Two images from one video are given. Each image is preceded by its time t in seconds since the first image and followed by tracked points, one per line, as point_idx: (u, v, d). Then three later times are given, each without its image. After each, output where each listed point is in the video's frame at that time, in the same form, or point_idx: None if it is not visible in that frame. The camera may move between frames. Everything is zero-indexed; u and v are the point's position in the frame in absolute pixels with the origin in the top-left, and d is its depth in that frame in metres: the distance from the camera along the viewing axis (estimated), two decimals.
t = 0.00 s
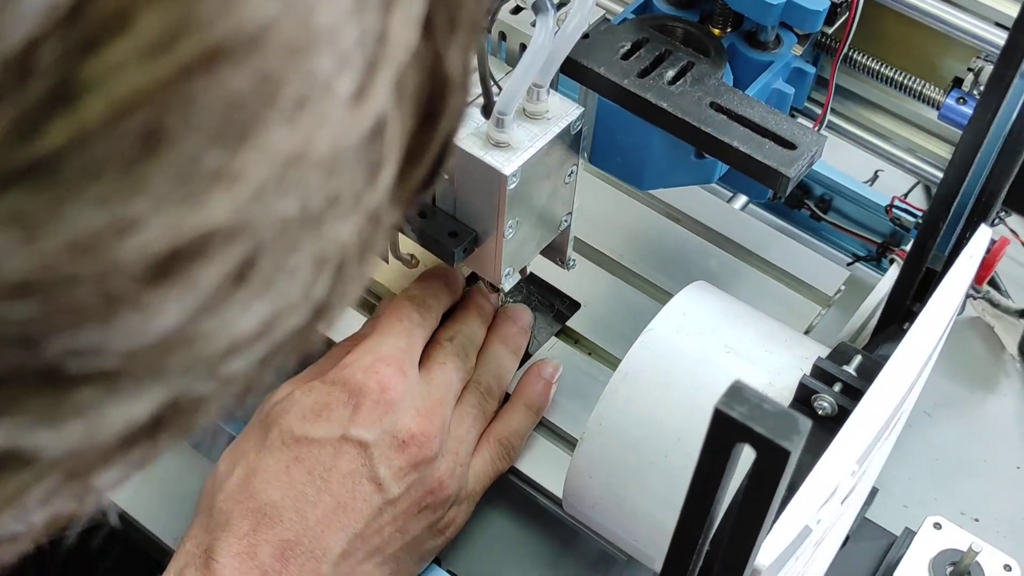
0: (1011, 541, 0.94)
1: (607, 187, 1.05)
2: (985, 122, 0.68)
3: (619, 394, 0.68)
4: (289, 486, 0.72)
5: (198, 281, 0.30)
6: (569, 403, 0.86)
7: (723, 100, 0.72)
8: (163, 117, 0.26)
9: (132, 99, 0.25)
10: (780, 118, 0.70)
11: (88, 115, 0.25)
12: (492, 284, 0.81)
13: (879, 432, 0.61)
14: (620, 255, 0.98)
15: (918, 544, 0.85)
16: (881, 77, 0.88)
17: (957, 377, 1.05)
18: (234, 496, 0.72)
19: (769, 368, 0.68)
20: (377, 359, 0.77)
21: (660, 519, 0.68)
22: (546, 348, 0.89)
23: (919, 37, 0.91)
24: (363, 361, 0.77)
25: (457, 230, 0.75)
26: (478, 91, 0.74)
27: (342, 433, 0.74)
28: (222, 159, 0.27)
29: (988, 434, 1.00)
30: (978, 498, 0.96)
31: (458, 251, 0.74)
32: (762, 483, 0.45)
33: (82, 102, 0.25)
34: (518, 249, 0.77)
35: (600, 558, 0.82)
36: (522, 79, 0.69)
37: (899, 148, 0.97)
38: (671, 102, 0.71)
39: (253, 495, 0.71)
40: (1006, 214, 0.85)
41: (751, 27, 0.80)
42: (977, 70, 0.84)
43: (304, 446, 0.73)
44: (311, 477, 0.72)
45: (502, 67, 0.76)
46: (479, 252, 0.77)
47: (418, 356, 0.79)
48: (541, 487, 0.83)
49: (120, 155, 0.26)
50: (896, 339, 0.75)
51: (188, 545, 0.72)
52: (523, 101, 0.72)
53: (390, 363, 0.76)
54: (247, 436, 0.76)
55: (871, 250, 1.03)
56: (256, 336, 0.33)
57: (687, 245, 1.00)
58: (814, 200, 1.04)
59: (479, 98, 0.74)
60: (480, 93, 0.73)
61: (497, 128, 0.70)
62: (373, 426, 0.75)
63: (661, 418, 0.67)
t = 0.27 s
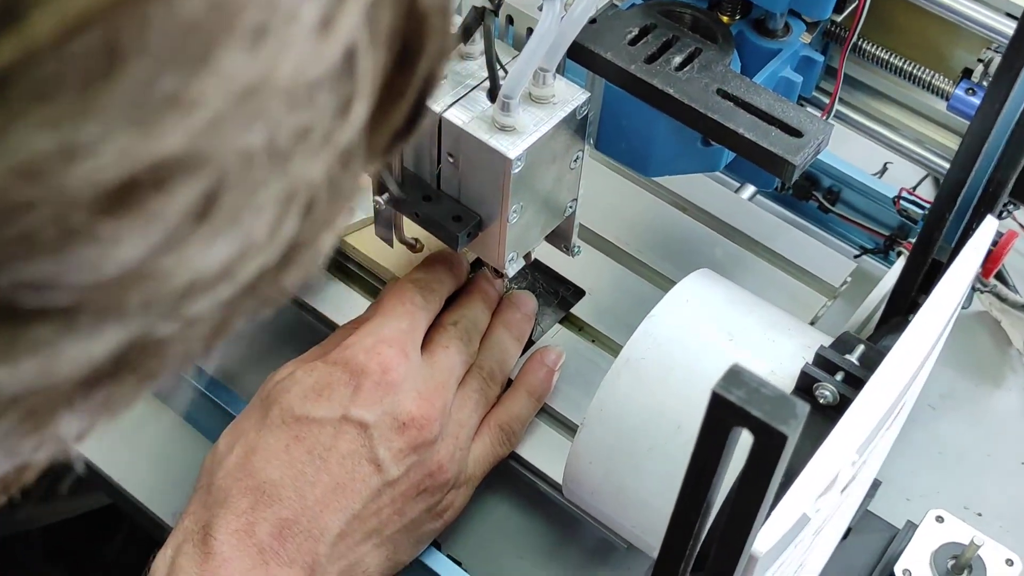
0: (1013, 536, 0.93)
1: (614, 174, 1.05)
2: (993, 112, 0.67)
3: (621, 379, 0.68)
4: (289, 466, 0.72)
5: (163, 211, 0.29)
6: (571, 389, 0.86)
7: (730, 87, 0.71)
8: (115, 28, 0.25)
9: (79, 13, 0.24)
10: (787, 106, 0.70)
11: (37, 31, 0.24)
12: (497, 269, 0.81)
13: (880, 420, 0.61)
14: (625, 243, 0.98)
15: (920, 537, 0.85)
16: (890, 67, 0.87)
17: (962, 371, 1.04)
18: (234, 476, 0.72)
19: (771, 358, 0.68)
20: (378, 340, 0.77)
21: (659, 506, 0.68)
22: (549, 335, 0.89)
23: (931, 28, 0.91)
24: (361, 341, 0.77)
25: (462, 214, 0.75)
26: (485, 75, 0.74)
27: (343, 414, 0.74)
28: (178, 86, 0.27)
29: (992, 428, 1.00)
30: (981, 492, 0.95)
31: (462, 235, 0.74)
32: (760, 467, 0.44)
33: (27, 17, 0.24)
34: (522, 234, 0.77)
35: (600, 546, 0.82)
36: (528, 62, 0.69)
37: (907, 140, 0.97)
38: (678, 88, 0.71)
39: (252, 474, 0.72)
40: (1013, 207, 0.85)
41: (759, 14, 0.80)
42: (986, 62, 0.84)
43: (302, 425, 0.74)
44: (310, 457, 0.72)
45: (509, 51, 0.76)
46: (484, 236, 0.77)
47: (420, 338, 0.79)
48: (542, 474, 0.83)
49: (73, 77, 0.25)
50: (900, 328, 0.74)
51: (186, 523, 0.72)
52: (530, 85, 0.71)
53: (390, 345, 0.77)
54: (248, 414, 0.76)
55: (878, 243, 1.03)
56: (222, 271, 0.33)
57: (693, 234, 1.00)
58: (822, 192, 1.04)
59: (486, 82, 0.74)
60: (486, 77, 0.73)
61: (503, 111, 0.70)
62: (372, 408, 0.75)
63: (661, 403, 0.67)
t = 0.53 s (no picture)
0: None
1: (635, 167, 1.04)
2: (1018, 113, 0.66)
3: (633, 372, 0.68)
4: (298, 451, 0.72)
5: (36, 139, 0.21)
6: (584, 382, 0.85)
7: (753, 82, 0.71)
8: None
9: None
10: (809, 102, 0.69)
11: None
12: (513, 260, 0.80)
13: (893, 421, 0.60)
14: (643, 236, 0.98)
15: (931, 540, 0.84)
16: (915, 66, 0.87)
17: (981, 374, 1.03)
18: (244, 458, 0.73)
19: (785, 356, 0.67)
20: (390, 326, 0.77)
21: (667, 501, 0.68)
22: (564, 328, 0.89)
23: (957, 27, 0.90)
24: (373, 327, 0.77)
25: (479, 203, 0.75)
26: (506, 64, 0.74)
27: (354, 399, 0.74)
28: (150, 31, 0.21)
29: (1010, 433, 0.99)
30: (996, 497, 0.94)
31: (478, 224, 0.74)
32: (767, 464, 0.44)
33: None
34: (539, 225, 0.77)
35: (609, 539, 0.82)
36: (548, 52, 0.68)
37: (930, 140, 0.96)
38: (699, 81, 0.70)
39: (262, 456, 0.72)
40: None
41: (785, 8, 0.79)
42: (1013, 62, 0.83)
43: (313, 409, 0.74)
44: (320, 441, 0.73)
45: (532, 41, 0.75)
46: (500, 226, 0.77)
47: (432, 326, 0.78)
48: (550, 465, 0.83)
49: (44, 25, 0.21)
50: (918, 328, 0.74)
51: (197, 502, 0.73)
52: (550, 75, 0.71)
53: (402, 332, 0.77)
54: (261, 396, 0.77)
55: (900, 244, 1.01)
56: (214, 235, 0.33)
57: (711, 229, 0.99)
58: (843, 190, 1.03)
59: (507, 71, 0.74)
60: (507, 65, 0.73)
61: (522, 101, 0.69)
62: (383, 394, 0.75)
63: (672, 397, 0.66)
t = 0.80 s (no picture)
0: None
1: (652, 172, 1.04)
2: None
3: (641, 379, 0.67)
4: (304, 448, 0.73)
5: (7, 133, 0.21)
6: (594, 386, 0.85)
7: (770, 90, 0.70)
8: None
9: None
10: (826, 111, 0.69)
11: None
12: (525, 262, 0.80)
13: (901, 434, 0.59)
14: (658, 242, 0.97)
15: (939, 555, 0.84)
16: (936, 77, 0.86)
17: (996, 389, 1.02)
18: (251, 453, 0.73)
19: (795, 367, 0.67)
20: (400, 326, 0.77)
21: (672, 509, 0.67)
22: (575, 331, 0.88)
23: (979, 39, 0.90)
24: (384, 326, 0.77)
25: (492, 205, 0.75)
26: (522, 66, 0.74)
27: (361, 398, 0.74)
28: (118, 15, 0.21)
29: None
30: (1008, 512, 0.94)
31: (490, 225, 0.73)
32: (768, 478, 0.44)
33: None
34: (552, 228, 0.76)
35: (615, 544, 0.82)
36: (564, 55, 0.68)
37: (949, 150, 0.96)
38: (716, 88, 0.70)
39: (268, 451, 0.73)
40: None
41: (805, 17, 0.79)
42: None
43: (320, 406, 0.74)
44: (327, 438, 0.73)
45: (549, 44, 0.75)
46: (513, 228, 0.76)
47: (443, 326, 0.78)
48: (559, 470, 0.82)
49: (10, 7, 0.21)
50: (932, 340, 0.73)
51: (202, 496, 0.73)
52: (566, 78, 0.71)
53: (412, 332, 0.77)
54: (269, 392, 0.77)
55: (918, 254, 1.00)
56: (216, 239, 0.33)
57: (726, 235, 0.99)
58: (862, 199, 1.01)
59: (523, 73, 0.73)
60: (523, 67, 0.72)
61: (537, 103, 0.69)
62: (390, 393, 0.75)
63: (679, 405, 0.66)
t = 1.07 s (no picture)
0: None
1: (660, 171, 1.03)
2: None
3: (639, 378, 0.67)
4: (299, 439, 0.72)
5: None
6: (594, 385, 0.85)
7: (775, 89, 0.70)
8: None
9: None
10: (832, 112, 0.68)
11: None
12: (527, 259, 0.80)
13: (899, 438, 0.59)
14: (663, 241, 0.97)
15: (940, 562, 0.83)
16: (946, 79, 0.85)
17: (1002, 396, 1.01)
18: (246, 445, 0.73)
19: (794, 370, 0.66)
20: (399, 321, 0.76)
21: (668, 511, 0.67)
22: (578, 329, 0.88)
23: (990, 43, 0.89)
24: (383, 321, 0.77)
25: (493, 201, 0.74)
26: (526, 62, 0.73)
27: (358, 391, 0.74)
28: None
29: None
30: (1011, 520, 0.93)
31: (491, 222, 0.73)
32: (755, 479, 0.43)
33: None
34: (553, 225, 0.76)
35: (613, 544, 0.81)
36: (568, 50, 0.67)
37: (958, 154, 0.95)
38: (721, 87, 0.69)
39: (263, 443, 0.72)
40: None
41: (814, 16, 0.78)
42: None
43: (317, 399, 0.74)
44: (323, 431, 0.73)
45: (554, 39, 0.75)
46: (514, 225, 0.76)
47: (443, 321, 0.78)
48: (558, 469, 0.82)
49: None
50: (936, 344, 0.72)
51: (195, 486, 0.73)
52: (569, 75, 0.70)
53: (411, 327, 0.76)
54: (266, 385, 0.77)
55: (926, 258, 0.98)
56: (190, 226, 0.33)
57: (732, 236, 0.98)
58: (871, 202, 1.00)
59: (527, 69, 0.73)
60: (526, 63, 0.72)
61: (539, 99, 0.69)
62: (387, 388, 0.74)
63: (675, 405, 0.66)
